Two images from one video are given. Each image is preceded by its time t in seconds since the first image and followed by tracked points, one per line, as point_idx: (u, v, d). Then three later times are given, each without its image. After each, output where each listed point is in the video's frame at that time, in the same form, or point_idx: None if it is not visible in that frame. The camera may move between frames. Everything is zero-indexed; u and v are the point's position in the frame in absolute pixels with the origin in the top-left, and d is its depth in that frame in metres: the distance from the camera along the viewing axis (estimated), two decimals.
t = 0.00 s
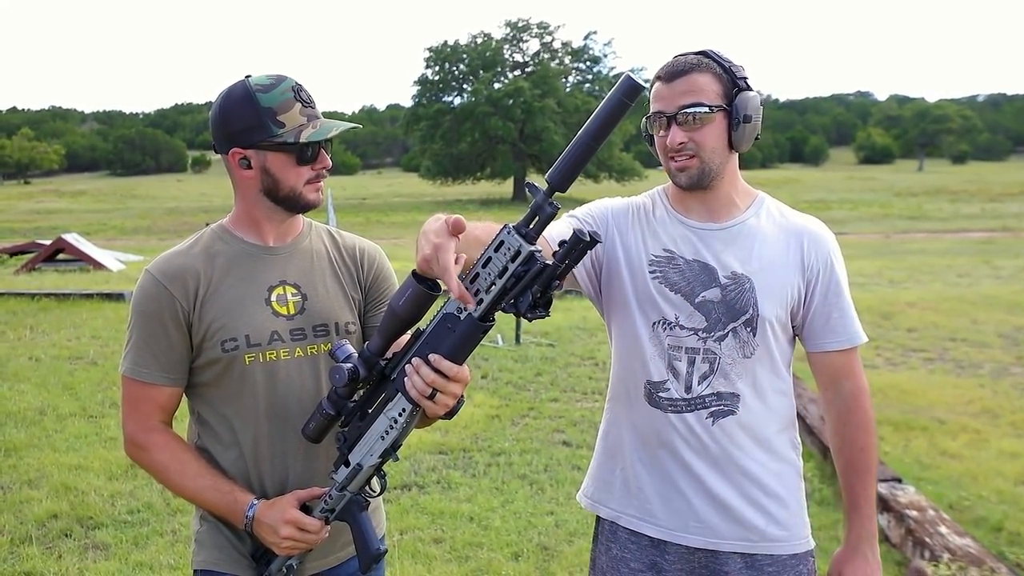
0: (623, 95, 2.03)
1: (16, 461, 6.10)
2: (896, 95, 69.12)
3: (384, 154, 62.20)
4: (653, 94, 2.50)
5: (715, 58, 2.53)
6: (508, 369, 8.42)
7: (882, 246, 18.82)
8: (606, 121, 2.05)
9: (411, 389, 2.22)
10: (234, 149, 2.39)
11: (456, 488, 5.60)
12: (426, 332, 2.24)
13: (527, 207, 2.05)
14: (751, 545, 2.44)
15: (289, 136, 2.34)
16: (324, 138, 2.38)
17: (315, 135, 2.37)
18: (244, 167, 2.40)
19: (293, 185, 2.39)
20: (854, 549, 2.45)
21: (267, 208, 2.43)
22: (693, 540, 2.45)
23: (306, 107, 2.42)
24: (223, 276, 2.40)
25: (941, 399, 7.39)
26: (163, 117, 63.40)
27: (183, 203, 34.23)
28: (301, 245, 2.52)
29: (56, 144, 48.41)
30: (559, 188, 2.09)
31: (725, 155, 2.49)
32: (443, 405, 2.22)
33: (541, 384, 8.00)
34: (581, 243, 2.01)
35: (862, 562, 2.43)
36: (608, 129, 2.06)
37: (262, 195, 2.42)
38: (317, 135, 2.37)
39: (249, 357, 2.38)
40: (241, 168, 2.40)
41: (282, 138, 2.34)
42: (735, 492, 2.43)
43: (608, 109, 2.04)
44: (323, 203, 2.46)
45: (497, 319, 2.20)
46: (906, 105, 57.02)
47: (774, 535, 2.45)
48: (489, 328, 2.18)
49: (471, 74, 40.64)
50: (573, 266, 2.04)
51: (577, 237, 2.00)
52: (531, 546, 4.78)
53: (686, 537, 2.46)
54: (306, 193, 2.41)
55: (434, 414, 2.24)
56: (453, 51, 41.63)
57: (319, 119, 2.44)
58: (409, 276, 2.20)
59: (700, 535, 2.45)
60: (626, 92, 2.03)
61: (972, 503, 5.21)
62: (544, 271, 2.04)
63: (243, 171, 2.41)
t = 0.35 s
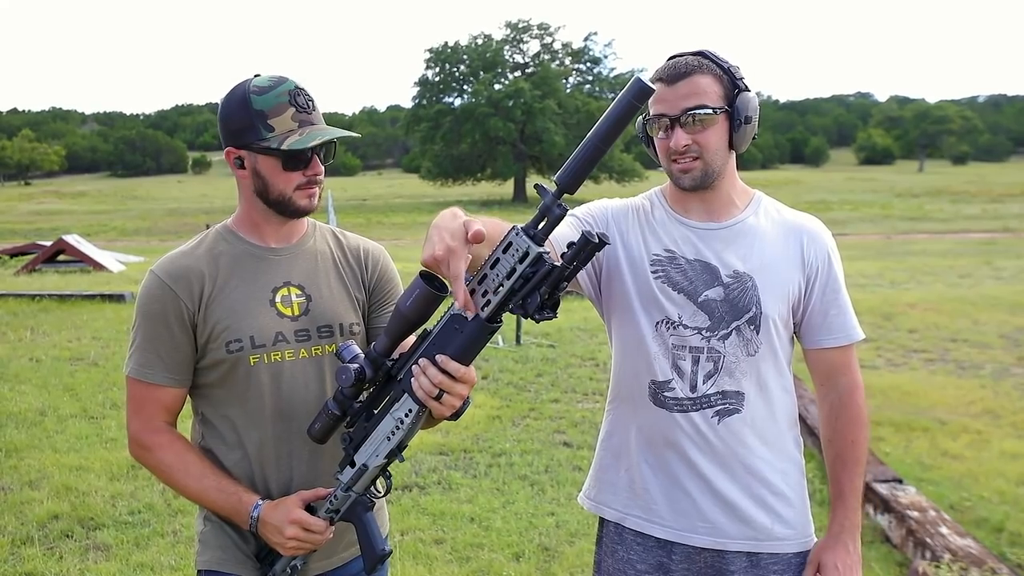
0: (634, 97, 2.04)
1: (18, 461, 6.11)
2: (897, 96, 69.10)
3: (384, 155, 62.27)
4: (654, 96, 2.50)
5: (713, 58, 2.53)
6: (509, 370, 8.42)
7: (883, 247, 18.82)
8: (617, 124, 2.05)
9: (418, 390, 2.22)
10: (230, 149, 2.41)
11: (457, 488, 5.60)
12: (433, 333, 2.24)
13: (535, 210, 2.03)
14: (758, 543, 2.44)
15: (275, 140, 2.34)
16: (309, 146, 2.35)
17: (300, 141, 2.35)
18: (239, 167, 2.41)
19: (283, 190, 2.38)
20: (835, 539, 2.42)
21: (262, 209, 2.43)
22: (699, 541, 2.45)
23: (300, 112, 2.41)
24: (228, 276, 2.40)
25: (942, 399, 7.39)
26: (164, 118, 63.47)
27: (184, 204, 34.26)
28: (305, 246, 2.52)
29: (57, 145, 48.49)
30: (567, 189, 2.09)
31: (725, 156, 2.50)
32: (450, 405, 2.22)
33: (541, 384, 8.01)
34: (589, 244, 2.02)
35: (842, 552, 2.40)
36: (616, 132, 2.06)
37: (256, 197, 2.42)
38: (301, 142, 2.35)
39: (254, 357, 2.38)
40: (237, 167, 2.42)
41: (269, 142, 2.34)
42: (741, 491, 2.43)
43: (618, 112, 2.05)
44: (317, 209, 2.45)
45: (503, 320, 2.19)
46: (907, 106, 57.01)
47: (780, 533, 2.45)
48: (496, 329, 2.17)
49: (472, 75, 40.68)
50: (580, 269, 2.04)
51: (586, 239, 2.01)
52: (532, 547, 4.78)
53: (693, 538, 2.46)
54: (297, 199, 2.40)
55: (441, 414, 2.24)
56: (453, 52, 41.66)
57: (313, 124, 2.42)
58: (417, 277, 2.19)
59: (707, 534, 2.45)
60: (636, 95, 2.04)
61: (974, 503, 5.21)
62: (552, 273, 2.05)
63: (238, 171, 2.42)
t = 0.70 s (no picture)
0: (636, 97, 2.06)
1: (17, 461, 6.11)
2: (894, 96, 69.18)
3: (382, 155, 62.27)
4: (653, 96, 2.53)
5: (713, 59, 2.55)
6: (507, 369, 8.44)
7: (881, 247, 18.84)
8: (619, 125, 2.07)
9: (420, 386, 2.24)
10: (228, 149, 2.43)
11: (456, 487, 5.62)
12: (436, 330, 2.26)
13: (537, 209, 2.06)
14: (757, 539, 2.46)
15: (270, 141, 2.36)
16: (302, 147, 2.36)
17: (292, 142, 2.36)
18: (237, 167, 2.44)
19: (280, 190, 2.40)
20: (837, 538, 2.44)
21: (261, 209, 2.45)
22: (698, 536, 2.47)
23: (296, 113, 2.42)
24: (232, 276, 2.42)
25: (939, 399, 7.42)
26: (162, 118, 63.45)
27: (182, 204, 34.25)
28: (307, 245, 2.54)
29: (54, 145, 48.47)
30: (569, 189, 2.11)
31: (725, 156, 2.52)
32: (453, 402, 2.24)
33: (540, 384, 8.03)
34: (590, 243, 2.04)
35: (845, 552, 2.43)
36: (619, 131, 2.08)
37: (255, 197, 2.44)
38: (293, 144, 2.35)
39: (257, 356, 2.40)
40: (236, 167, 2.45)
41: (264, 143, 2.36)
42: (741, 488, 2.45)
43: (622, 112, 2.07)
44: (315, 209, 2.46)
45: (505, 318, 2.21)
46: (904, 106, 57.08)
47: (778, 530, 2.47)
48: (498, 327, 2.20)
49: (470, 75, 40.70)
50: (581, 267, 2.06)
51: (587, 238, 2.04)
52: (531, 546, 4.80)
53: (692, 533, 2.48)
54: (294, 199, 2.41)
55: (443, 411, 2.26)
56: (451, 52, 41.67)
57: (309, 124, 2.43)
58: (421, 275, 2.20)
59: (705, 530, 2.47)
60: (639, 96, 2.06)
61: (970, 502, 5.24)
62: (554, 272, 2.07)
63: (237, 171, 2.45)
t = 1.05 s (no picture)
0: (638, 98, 2.06)
1: (20, 459, 6.13)
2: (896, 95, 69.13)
3: (384, 154, 62.29)
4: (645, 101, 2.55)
5: (705, 61, 2.55)
6: (509, 368, 8.45)
7: (882, 246, 18.83)
8: (622, 124, 2.08)
9: (423, 384, 2.25)
10: (240, 150, 2.42)
11: (458, 486, 5.63)
12: (439, 328, 2.27)
13: (540, 208, 2.09)
14: (758, 538, 2.46)
15: (291, 138, 2.37)
16: (326, 142, 2.40)
17: (317, 137, 2.39)
18: (249, 167, 2.43)
19: (298, 187, 2.42)
20: (837, 538, 2.44)
21: (274, 208, 2.46)
22: (699, 535, 2.48)
23: (310, 109, 2.44)
24: (235, 275, 2.43)
25: (941, 398, 7.42)
26: (163, 118, 63.49)
27: (184, 204, 34.26)
28: (309, 244, 2.54)
29: (56, 144, 48.51)
30: (572, 187, 2.12)
31: (719, 158, 2.51)
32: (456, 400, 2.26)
33: (541, 383, 8.04)
34: (592, 242, 2.03)
35: (845, 551, 2.43)
36: (621, 130, 2.08)
37: (267, 196, 2.45)
38: (318, 138, 2.39)
39: (261, 355, 2.40)
40: (247, 168, 2.43)
41: (285, 141, 2.37)
42: (741, 487, 2.46)
43: (623, 112, 2.08)
44: (327, 204, 2.50)
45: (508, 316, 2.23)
46: (906, 105, 57.02)
47: (778, 529, 2.47)
48: (501, 325, 2.21)
49: (471, 74, 40.69)
50: (584, 265, 2.07)
51: (588, 236, 2.03)
52: (533, 544, 4.81)
53: (692, 532, 2.49)
54: (311, 195, 2.44)
55: (446, 409, 2.27)
56: (453, 51, 41.67)
57: (323, 120, 2.46)
58: (424, 273, 2.22)
59: (706, 529, 2.48)
60: (641, 96, 2.06)
61: (972, 501, 5.24)
62: (556, 269, 2.08)
63: (248, 171, 2.44)
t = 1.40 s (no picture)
0: (630, 93, 2.09)
1: (17, 460, 6.11)
2: (894, 96, 69.18)
3: (382, 154, 62.22)
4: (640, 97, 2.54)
5: (701, 60, 2.56)
6: (507, 369, 8.45)
7: (880, 246, 18.84)
8: (616, 122, 2.09)
9: (417, 381, 2.24)
10: (238, 149, 2.41)
11: (456, 487, 5.62)
12: (434, 327, 2.26)
13: (534, 205, 2.08)
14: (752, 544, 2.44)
15: (293, 137, 2.36)
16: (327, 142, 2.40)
17: (318, 136, 2.39)
18: (249, 167, 2.42)
19: (297, 186, 2.41)
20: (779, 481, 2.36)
21: (272, 207, 2.45)
22: (694, 543, 2.47)
23: (310, 108, 2.43)
24: (231, 276, 2.42)
25: (939, 398, 7.42)
26: (161, 118, 63.37)
27: (182, 204, 34.23)
28: (305, 245, 2.53)
29: (53, 144, 48.49)
30: (567, 185, 2.13)
31: (709, 158, 2.53)
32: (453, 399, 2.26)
33: (540, 383, 8.02)
34: (587, 239, 2.05)
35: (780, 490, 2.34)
36: (617, 127, 2.08)
37: (265, 195, 2.44)
38: (320, 137, 2.39)
39: (256, 355, 2.40)
40: (246, 167, 2.43)
41: (286, 139, 2.36)
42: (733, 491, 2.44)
43: (616, 109, 2.09)
44: (326, 204, 2.49)
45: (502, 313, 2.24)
46: (904, 105, 57.04)
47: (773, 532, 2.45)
48: (495, 322, 2.22)
49: (470, 75, 40.65)
50: (578, 262, 2.09)
51: (583, 233, 2.04)
52: (531, 545, 4.80)
53: (688, 540, 2.48)
54: (310, 194, 2.44)
55: (441, 407, 2.27)
56: (452, 51, 41.66)
57: (322, 121, 2.45)
58: (419, 271, 2.21)
59: (700, 537, 2.47)
60: (634, 92, 2.09)
61: (969, 501, 5.24)
62: (551, 266, 2.09)
63: (247, 171, 2.43)
